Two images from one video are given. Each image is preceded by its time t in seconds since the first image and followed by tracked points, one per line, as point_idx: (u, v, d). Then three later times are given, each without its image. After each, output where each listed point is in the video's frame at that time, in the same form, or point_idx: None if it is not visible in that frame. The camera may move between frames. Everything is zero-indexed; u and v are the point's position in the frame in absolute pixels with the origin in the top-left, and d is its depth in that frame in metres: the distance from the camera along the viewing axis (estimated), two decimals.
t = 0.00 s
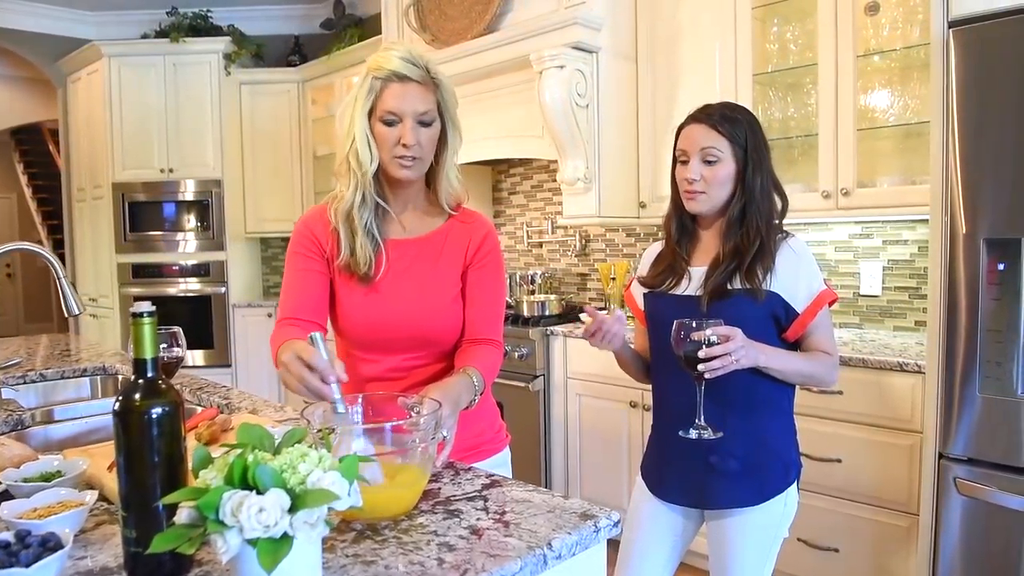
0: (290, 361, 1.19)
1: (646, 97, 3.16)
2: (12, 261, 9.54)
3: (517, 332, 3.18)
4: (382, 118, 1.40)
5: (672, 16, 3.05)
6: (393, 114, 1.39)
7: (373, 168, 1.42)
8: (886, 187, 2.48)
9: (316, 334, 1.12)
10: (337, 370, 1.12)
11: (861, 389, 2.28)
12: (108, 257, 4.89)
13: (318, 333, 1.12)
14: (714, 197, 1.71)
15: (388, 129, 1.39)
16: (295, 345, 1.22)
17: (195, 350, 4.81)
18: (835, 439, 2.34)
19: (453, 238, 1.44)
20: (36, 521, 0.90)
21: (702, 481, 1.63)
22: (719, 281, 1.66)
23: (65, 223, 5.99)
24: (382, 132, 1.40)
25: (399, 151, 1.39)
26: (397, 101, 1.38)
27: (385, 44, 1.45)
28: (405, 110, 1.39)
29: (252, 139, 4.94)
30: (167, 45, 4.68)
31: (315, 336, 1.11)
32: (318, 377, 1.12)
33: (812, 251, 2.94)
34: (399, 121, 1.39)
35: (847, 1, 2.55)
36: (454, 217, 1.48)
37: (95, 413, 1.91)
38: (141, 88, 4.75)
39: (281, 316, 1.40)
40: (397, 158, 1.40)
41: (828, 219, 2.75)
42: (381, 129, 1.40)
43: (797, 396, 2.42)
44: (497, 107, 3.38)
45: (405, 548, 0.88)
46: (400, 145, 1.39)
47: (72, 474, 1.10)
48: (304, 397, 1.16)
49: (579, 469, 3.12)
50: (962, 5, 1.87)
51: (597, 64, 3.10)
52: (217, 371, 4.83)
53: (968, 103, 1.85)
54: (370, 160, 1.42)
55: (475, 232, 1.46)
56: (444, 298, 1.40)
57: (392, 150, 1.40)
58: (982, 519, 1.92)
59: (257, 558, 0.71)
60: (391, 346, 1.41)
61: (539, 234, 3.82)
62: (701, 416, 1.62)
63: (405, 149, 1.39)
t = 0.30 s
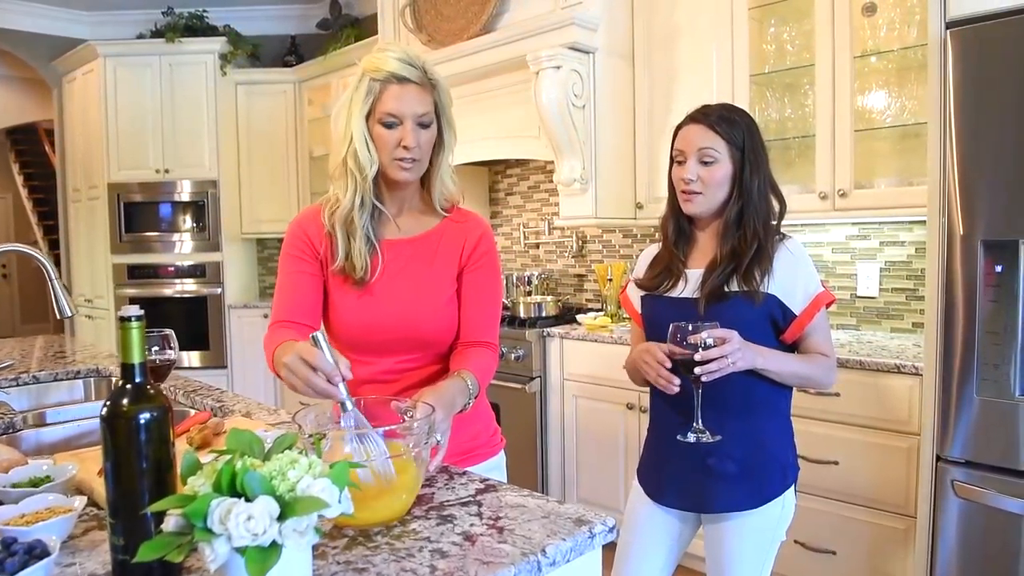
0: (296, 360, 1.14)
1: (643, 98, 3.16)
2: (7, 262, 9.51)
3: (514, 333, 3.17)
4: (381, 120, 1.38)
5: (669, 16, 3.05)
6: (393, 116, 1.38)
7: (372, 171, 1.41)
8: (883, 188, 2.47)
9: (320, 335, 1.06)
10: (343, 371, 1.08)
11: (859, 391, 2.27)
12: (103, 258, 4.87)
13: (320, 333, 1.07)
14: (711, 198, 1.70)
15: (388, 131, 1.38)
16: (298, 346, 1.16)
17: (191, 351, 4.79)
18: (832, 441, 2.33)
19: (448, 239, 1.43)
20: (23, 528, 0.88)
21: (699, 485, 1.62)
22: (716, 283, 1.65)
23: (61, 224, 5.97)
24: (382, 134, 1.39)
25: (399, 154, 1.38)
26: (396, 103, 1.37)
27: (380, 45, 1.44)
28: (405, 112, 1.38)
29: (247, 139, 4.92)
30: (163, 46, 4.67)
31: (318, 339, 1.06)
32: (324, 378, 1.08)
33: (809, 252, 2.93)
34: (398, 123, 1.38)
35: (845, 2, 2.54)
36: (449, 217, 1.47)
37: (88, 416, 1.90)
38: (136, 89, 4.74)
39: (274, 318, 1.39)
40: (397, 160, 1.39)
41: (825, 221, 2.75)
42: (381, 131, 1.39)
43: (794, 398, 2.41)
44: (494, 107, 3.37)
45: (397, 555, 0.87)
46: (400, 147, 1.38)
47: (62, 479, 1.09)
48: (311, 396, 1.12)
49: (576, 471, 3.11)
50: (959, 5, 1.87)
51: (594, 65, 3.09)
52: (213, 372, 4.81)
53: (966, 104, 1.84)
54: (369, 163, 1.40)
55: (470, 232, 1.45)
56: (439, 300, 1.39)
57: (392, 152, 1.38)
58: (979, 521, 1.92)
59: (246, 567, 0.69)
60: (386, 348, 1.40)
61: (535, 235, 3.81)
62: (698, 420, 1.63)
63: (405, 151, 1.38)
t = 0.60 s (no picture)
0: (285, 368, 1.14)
1: (639, 96, 3.14)
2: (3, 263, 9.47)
3: (510, 334, 3.16)
4: (376, 120, 1.37)
5: (666, 15, 3.04)
6: (388, 116, 1.37)
7: (367, 172, 1.40)
8: (880, 189, 2.46)
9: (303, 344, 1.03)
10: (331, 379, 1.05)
11: (856, 392, 2.26)
12: (98, 258, 4.85)
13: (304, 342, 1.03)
14: (707, 197, 1.69)
15: (383, 131, 1.37)
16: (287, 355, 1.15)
17: (187, 352, 4.77)
18: (830, 443, 2.32)
19: (443, 240, 1.42)
20: (8, 534, 0.87)
21: (696, 488, 1.61)
22: (713, 284, 1.64)
23: (56, 225, 5.95)
24: (378, 134, 1.37)
25: (395, 154, 1.37)
26: (391, 103, 1.36)
27: (375, 44, 1.43)
28: (400, 112, 1.37)
29: (243, 139, 4.90)
30: (158, 46, 4.65)
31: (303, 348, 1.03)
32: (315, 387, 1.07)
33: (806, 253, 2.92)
34: (394, 124, 1.37)
35: (842, 2, 2.53)
36: (444, 217, 1.45)
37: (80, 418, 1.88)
38: (132, 88, 4.72)
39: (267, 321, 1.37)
40: (392, 160, 1.37)
41: (822, 221, 2.74)
42: (376, 131, 1.38)
43: (791, 399, 2.40)
44: (490, 107, 3.36)
45: (388, 562, 0.85)
46: (395, 147, 1.37)
47: (50, 483, 1.07)
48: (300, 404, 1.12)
49: (572, 472, 3.10)
50: (956, 5, 1.86)
51: (590, 65, 3.08)
52: (209, 373, 4.79)
53: (962, 104, 1.83)
54: (365, 163, 1.39)
55: (466, 232, 1.43)
56: (434, 302, 1.38)
57: (387, 152, 1.37)
58: (977, 523, 1.91)
59: None
60: (381, 351, 1.38)
61: (532, 236, 3.79)
62: (693, 424, 1.61)
63: (400, 151, 1.36)
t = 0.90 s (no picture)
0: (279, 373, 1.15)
1: (637, 97, 3.13)
2: None
3: (508, 336, 3.15)
4: (368, 121, 1.36)
5: (663, 15, 3.02)
6: (381, 116, 1.35)
7: (360, 173, 1.39)
8: (879, 189, 2.46)
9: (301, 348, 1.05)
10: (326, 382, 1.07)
11: (855, 394, 2.25)
12: (94, 259, 4.83)
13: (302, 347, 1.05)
14: (708, 198, 1.68)
15: (376, 131, 1.36)
16: (282, 359, 1.16)
17: (184, 353, 4.75)
18: (828, 445, 2.31)
19: (438, 241, 1.40)
20: None
21: (692, 491, 1.60)
22: (710, 285, 1.63)
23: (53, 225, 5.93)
24: (370, 135, 1.36)
25: (387, 155, 1.36)
26: (384, 103, 1.35)
27: (368, 43, 1.41)
28: (393, 112, 1.35)
29: (240, 139, 4.88)
30: (154, 46, 4.64)
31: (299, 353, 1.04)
32: (309, 391, 1.07)
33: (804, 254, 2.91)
34: (387, 124, 1.36)
35: (840, 2, 2.52)
36: (440, 219, 1.44)
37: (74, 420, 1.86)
38: (128, 89, 4.70)
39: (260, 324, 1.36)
40: (385, 161, 1.36)
41: (820, 222, 2.73)
42: (368, 132, 1.37)
43: (790, 401, 2.39)
44: (487, 107, 3.35)
45: (380, 568, 0.84)
46: (388, 148, 1.35)
47: (38, 488, 1.06)
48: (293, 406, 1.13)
49: (570, 474, 3.08)
50: (955, 5, 1.85)
51: (587, 65, 3.07)
52: (206, 374, 4.77)
53: (961, 104, 1.82)
54: (357, 165, 1.38)
55: (461, 234, 1.42)
56: (428, 304, 1.36)
57: (380, 154, 1.36)
58: (976, 526, 1.89)
59: None
60: (375, 354, 1.37)
61: (530, 236, 3.78)
62: (689, 428, 1.59)
63: (393, 152, 1.35)
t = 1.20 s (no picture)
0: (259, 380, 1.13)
1: (635, 97, 3.12)
2: None
3: (505, 337, 3.14)
4: (362, 119, 1.35)
5: (661, 15, 3.01)
6: (374, 114, 1.34)
7: (354, 173, 1.38)
8: (877, 190, 2.45)
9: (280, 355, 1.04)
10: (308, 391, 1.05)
11: (853, 396, 2.24)
12: (91, 259, 4.81)
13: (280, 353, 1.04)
14: (709, 199, 1.67)
15: (369, 130, 1.35)
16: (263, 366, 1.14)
17: (181, 354, 4.74)
18: (827, 447, 2.30)
19: (433, 244, 1.39)
20: None
21: (690, 495, 1.59)
22: (709, 287, 1.62)
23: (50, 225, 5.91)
24: (363, 133, 1.35)
25: (381, 153, 1.34)
26: (378, 101, 1.34)
27: (363, 42, 1.40)
28: (386, 110, 1.34)
29: (237, 139, 4.87)
30: (151, 46, 4.62)
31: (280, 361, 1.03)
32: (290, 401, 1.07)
33: (803, 255, 2.90)
34: (380, 122, 1.35)
35: (838, 2, 2.51)
36: (435, 222, 1.43)
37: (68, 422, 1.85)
38: (125, 88, 4.69)
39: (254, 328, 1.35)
40: (379, 160, 1.35)
41: (819, 223, 2.72)
42: (362, 131, 1.35)
43: (788, 403, 2.38)
44: (485, 108, 3.34)
45: None
46: (381, 146, 1.34)
47: (28, 493, 1.04)
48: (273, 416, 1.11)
49: (568, 477, 3.07)
50: (955, 5, 1.84)
51: (585, 65, 3.06)
52: (204, 375, 4.76)
53: (960, 104, 1.81)
54: (352, 164, 1.37)
55: (456, 236, 1.41)
56: (423, 307, 1.35)
57: (373, 152, 1.34)
58: (975, 529, 1.88)
59: None
60: (370, 358, 1.36)
61: (528, 237, 3.77)
62: (686, 430, 1.60)
63: (386, 151, 1.34)
